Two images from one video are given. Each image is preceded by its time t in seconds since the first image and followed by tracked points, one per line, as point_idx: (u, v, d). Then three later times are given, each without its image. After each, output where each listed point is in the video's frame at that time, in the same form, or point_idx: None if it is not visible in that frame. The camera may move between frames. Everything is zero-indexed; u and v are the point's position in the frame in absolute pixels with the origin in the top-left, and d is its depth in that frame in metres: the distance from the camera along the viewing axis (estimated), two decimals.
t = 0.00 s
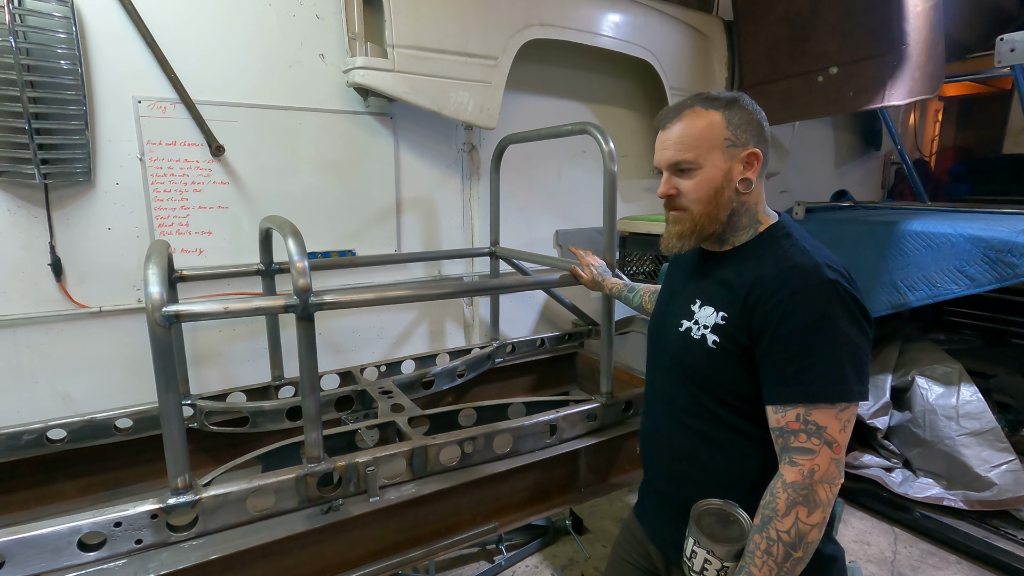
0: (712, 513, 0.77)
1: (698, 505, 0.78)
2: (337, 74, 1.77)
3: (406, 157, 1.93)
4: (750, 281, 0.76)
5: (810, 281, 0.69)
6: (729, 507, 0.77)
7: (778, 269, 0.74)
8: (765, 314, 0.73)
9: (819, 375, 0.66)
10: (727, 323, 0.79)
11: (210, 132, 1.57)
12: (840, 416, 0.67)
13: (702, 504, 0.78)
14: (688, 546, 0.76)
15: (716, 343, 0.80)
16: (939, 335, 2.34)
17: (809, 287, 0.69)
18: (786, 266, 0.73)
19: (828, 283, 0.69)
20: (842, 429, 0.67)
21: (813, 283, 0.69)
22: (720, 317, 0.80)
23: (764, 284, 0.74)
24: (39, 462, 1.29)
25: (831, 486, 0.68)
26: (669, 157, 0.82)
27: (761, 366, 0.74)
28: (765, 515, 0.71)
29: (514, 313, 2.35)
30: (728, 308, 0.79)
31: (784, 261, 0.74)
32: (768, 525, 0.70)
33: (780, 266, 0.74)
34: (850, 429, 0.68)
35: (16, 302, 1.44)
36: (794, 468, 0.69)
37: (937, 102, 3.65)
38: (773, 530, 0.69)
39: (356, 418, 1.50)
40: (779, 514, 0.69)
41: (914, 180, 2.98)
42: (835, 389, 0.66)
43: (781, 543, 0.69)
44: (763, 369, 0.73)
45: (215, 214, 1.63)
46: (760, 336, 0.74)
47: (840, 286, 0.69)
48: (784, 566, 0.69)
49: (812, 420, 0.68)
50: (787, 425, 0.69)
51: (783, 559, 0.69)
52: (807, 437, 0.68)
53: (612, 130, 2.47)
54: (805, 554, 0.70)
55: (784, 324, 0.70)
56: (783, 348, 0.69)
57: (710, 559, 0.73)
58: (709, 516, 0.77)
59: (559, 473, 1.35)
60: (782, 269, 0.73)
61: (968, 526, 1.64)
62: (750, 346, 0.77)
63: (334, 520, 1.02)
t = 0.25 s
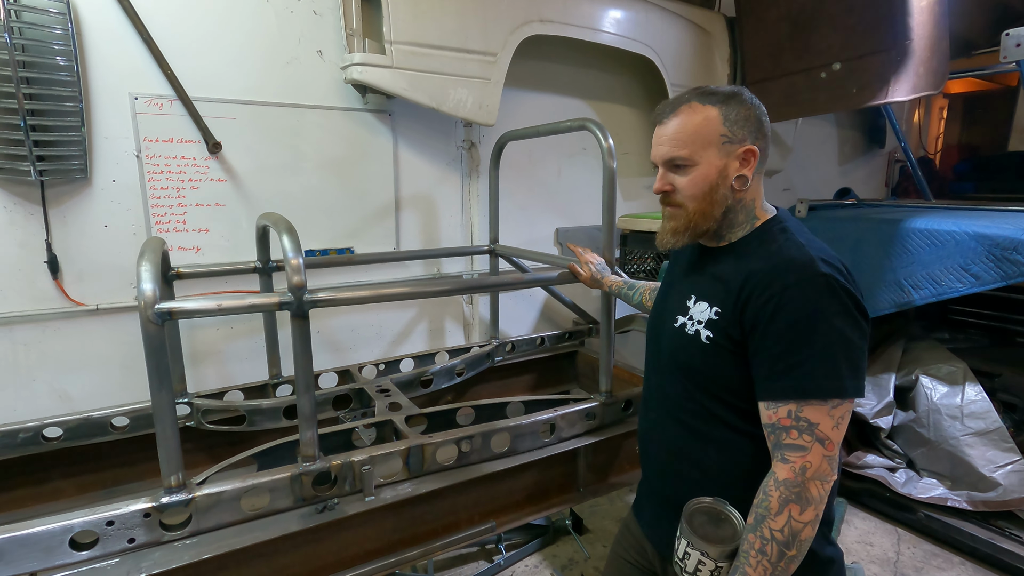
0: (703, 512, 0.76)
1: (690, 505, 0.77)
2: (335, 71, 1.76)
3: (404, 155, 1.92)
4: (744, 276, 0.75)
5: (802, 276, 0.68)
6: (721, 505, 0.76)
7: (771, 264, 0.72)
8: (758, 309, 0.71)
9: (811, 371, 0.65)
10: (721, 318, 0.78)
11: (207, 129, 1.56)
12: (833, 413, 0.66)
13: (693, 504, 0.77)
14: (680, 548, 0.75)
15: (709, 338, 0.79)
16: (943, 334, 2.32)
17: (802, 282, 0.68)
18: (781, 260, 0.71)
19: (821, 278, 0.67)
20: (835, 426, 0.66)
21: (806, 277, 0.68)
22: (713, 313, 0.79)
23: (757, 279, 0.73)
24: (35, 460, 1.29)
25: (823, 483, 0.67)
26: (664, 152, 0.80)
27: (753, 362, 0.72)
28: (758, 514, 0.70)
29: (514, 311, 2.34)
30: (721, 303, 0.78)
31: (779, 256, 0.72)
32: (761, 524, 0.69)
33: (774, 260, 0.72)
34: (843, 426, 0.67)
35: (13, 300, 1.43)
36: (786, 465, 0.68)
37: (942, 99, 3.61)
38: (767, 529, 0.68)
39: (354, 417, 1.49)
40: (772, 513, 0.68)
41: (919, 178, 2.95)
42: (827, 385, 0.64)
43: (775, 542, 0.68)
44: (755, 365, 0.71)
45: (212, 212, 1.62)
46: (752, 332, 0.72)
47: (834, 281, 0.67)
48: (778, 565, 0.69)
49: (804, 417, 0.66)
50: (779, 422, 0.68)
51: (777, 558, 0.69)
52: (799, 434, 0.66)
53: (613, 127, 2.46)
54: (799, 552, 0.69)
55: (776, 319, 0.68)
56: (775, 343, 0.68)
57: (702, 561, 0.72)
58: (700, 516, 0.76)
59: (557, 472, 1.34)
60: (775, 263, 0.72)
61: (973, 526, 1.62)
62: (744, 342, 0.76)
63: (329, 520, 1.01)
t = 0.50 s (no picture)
0: (687, 510, 0.74)
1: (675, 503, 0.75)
2: (331, 72, 1.76)
3: (401, 156, 1.92)
4: (734, 279, 0.75)
5: (791, 279, 0.68)
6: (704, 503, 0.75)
7: (761, 267, 0.72)
8: (747, 312, 0.71)
9: (799, 375, 0.65)
10: (711, 321, 0.77)
11: (203, 130, 1.57)
12: (824, 416, 0.66)
13: (677, 501, 0.75)
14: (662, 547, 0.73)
15: (699, 341, 0.79)
16: (943, 335, 2.31)
17: (792, 285, 0.67)
18: (770, 263, 0.71)
19: (810, 281, 0.67)
20: (825, 429, 0.66)
21: (795, 281, 0.68)
22: (703, 315, 0.79)
23: (746, 281, 0.73)
24: (30, 461, 1.29)
25: (814, 487, 0.67)
26: (656, 155, 0.80)
27: (742, 365, 0.72)
28: (747, 516, 0.69)
29: (512, 312, 2.34)
30: (712, 306, 0.78)
31: (767, 259, 0.72)
32: (750, 527, 0.69)
33: (763, 263, 0.72)
34: (834, 430, 0.67)
35: (8, 301, 1.44)
36: (778, 468, 0.68)
37: (943, 98, 3.60)
38: (756, 532, 0.68)
39: (350, 418, 1.49)
40: (763, 516, 0.68)
41: (919, 178, 2.94)
42: (815, 389, 0.64)
43: (764, 545, 0.68)
44: (744, 368, 0.71)
45: (208, 213, 1.63)
46: (741, 335, 0.72)
47: (823, 285, 0.67)
48: (767, 567, 0.69)
49: (795, 421, 0.66)
50: (770, 425, 0.68)
51: (766, 560, 0.68)
52: (791, 438, 0.66)
53: (611, 128, 2.45)
54: (788, 555, 0.69)
55: (766, 322, 0.68)
56: (764, 347, 0.68)
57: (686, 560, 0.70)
58: (684, 514, 0.74)
59: (553, 473, 1.34)
60: (764, 266, 0.71)
61: (972, 528, 1.62)
62: (733, 345, 0.75)
63: (322, 521, 1.01)
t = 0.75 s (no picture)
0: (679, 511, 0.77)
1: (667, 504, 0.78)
2: (326, 69, 1.75)
3: (396, 153, 1.92)
4: (720, 274, 0.74)
5: (776, 274, 0.67)
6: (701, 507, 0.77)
7: (747, 262, 0.71)
8: (732, 307, 0.71)
9: (780, 370, 0.65)
10: (698, 317, 0.77)
11: (197, 128, 1.56)
12: (801, 414, 0.65)
13: (670, 503, 0.78)
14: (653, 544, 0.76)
15: (686, 337, 0.78)
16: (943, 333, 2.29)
17: (777, 281, 0.67)
18: (756, 258, 0.71)
19: (795, 277, 0.66)
20: (802, 426, 0.65)
21: (779, 276, 0.67)
22: (690, 311, 0.78)
23: (732, 277, 0.72)
24: (22, 459, 1.29)
25: (786, 485, 0.67)
26: (649, 149, 0.79)
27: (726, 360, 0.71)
28: (717, 508, 0.69)
29: (509, 310, 2.33)
30: (699, 302, 0.77)
31: (755, 254, 0.72)
32: (719, 520, 0.68)
33: (750, 258, 0.72)
34: (812, 429, 0.66)
35: (2, 298, 1.44)
36: (750, 462, 0.67)
37: (944, 96, 3.58)
38: (723, 524, 0.68)
39: (343, 416, 1.49)
40: (730, 508, 0.68)
41: (919, 176, 2.93)
42: (795, 386, 0.64)
43: (729, 539, 0.67)
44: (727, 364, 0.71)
45: (202, 210, 1.62)
46: (726, 331, 0.72)
47: (808, 281, 0.66)
48: (730, 564, 0.68)
49: (770, 416, 0.66)
50: (747, 418, 0.68)
51: (730, 556, 0.67)
52: (765, 432, 0.66)
53: (608, 125, 2.44)
54: (757, 554, 0.68)
55: (747, 317, 0.68)
56: (745, 341, 0.68)
57: (670, 555, 0.73)
58: (676, 514, 0.77)
59: (546, 472, 1.33)
60: (750, 261, 0.71)
61: (970, 528, 1.62)
62: (719, 340, 0.75)
63: (312, 519, 1.01)
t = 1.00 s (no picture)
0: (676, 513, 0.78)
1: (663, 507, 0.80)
2: (324, 67, 1.75)
3: (396, 151, 1.91)
4: (717, 272, 0.74)
5: (773, 273, 0.67)
6: (697, 510, 0.78)
7: (745, 260, 0.71)
8: (728, 306, 0.70)
9: (777, 369, 0.64)
10: (695, 315, 0.76)
11: (195, 126, 1.56)
12: (796, 413, 0.65)
13: (666, 506, 0.79)
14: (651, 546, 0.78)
15: (684, 335, 0.78)
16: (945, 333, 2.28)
17: (773, 279, 0.66)
18: (755, 256, 0.70)
19: (790, 275, 0.66)
20: (797, 426, 0.65)
21: (776, 274, 0.67)
22: (688, 309, 0.78)
23: (729, 275, 0.72)
24: (20, 456, 1.29)
25: (781, 485, 0.66)
26: (649, 145, 0.78)
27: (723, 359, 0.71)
28: (713, 509, 0.69)
29: (508, 308, 2.33)
30: (696, 300, 0.77)
31: (755, 251, 0.71)
32: (715, 520, 0.68)
33: (748, 255, 0.71)
34: (807, 429, 0.65)
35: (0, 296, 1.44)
36: (744, 462, 0.67)
37: (946, 95, 3.56)
38: (719, 525, 0.68)
39: (342, 414, 1.49)
40: (725, 509, 0.67)
41: (921, 175, 2.91)
42: (791, 385, 0.64)
43: (726, 540, 0.67)
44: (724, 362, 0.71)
45: (201, 208, 1.63)
46: (723, 329, 0.71)
47: (804, 279, 0.66)
48: (728, 564, 0.68)
49: (765, 415, 0.65)
50: (741, 418, 0.67)
51: (727, 557, 0.67)
52: (759, 432, 0.65)
53: (608, 124, 2.44)
54: (753, 554, 0.68)
55: (745, 315, 0.67)
56: (741, 339, 0.67)
57: (665, 558, 0.74)
58: (673, 516, 0.78)
59: (544, 470, 1.33)
60: (749, 259, 0.70)
61: (972, 528, 1.59)
62: (716, 339, 0.75)
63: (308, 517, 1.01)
